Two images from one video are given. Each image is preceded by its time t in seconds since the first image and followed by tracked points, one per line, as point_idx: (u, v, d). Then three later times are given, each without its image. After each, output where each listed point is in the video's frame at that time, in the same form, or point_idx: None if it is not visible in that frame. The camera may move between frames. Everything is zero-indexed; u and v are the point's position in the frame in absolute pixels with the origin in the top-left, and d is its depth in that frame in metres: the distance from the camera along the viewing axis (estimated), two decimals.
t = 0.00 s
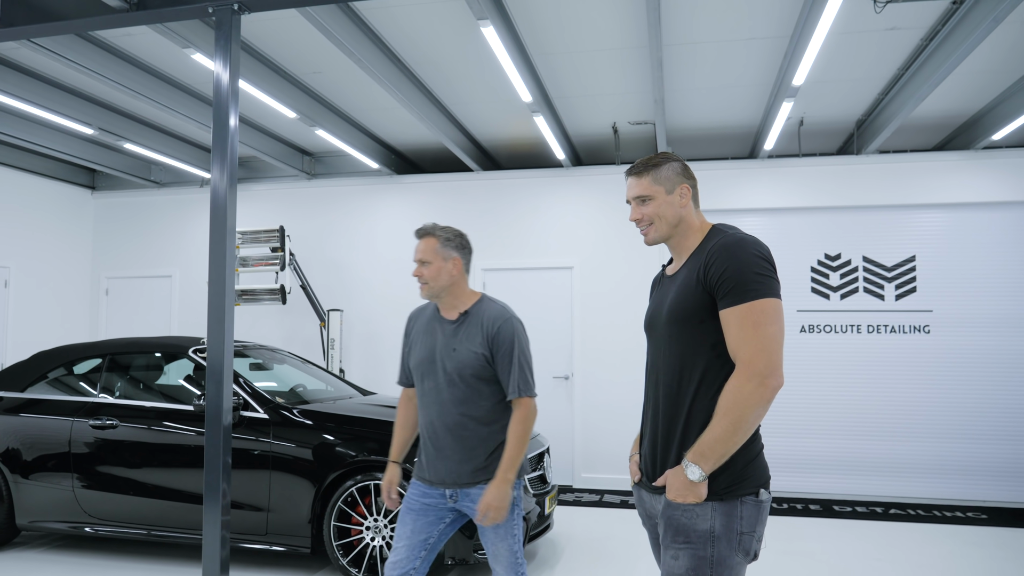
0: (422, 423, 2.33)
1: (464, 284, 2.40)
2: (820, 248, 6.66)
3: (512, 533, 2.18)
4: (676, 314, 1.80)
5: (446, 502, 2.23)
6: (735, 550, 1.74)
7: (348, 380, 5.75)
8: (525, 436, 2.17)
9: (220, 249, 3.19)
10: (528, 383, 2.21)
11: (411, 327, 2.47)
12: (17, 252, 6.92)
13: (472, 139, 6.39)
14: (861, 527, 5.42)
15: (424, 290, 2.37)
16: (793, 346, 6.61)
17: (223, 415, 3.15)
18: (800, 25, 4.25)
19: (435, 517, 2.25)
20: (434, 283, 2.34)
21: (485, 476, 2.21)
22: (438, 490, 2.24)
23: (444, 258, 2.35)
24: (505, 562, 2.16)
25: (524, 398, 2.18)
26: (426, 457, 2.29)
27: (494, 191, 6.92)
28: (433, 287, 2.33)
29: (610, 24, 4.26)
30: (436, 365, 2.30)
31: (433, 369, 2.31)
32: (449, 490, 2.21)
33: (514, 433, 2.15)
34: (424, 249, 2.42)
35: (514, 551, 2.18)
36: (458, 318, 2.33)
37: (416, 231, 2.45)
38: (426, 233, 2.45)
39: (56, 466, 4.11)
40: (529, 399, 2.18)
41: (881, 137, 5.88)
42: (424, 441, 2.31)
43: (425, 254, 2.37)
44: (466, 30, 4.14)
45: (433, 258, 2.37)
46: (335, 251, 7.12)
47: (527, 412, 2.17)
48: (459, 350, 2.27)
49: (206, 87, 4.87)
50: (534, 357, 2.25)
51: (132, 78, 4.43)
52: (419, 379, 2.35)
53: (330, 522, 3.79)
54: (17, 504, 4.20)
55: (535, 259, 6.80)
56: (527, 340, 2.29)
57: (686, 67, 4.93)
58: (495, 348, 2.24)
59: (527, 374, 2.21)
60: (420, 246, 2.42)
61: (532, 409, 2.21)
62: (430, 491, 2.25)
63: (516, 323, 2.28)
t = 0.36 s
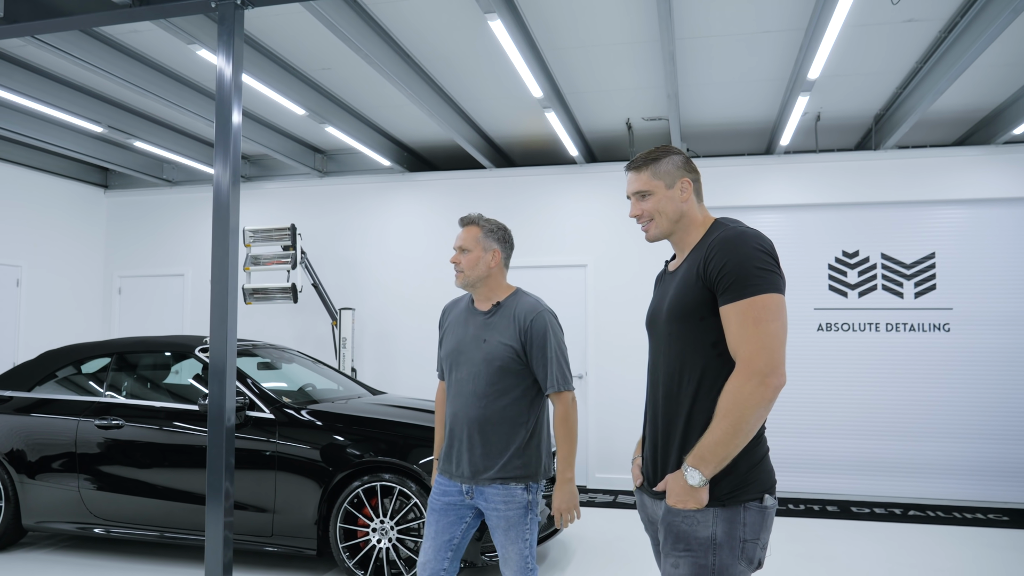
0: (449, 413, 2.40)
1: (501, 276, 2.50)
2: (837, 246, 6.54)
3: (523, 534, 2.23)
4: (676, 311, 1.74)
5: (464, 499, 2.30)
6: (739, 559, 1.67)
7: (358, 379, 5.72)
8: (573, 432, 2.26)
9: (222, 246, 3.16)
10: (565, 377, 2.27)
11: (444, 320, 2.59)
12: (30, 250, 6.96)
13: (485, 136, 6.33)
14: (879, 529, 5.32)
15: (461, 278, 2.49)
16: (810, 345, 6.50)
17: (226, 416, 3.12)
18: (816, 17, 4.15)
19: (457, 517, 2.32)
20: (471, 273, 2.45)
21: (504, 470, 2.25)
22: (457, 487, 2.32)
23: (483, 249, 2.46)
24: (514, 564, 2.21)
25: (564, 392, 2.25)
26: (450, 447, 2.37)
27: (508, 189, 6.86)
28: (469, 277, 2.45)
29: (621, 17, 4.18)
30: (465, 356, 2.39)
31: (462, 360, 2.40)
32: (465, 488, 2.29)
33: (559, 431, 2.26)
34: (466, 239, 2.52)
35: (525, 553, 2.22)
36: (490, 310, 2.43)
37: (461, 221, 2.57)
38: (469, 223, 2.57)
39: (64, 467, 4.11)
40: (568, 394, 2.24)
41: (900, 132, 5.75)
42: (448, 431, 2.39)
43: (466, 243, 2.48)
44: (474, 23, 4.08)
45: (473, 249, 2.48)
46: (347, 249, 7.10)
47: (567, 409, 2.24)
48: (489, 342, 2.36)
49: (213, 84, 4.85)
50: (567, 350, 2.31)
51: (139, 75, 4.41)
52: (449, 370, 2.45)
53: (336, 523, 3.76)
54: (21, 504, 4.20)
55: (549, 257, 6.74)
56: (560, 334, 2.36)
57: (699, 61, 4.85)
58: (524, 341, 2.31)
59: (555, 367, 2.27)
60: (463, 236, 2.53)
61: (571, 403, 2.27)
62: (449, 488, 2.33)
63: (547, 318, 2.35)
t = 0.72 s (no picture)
0: (457, 406, 2.40)
1: (514, 272, 2.48)
2: (849, 244, 6.47)
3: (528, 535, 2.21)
4: (667, 307, 1.71)
5: (472, 499, 2.29)
6: (730, 560, 1.64)
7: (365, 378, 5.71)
8: (560, 435, 2.14)
9: (223, 245, 3.15)
10: (567, 376, 2.19)
11: (455, 314, 2.59)
12: (41, 250, 7.02)
13: (494, 135, 6.32)
14: (890, 529, 5.25)
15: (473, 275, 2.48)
16: (822, 344, 6.43)
17: (227, 415, 3.12)
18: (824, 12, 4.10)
19: (466, 517, 2.30)
20: (482, 269, 2.44)
21: (507, 467, 2.23)
22: (463, 486, 2.31)
23: (495, 244, 2.44)
24: (518, 564, 2.20)
25: (563, 393, 2.17)
26: (456, 441, 2.36)
27: (518, 187, 6.84)
28: (481, 273, 2.43)
29: (627, 14, 4.15)
30: (475, 349, 2.38)
31: (472, 354, 2.39)
32: (471, 486, 2.28)
33: (547, 429, 2.15)
34: (477, 236, 2.51)
35: (528, 553, 2.20)
36: (504, 305, 2.41)
37: (473, 217, 2.55)
38: (481, 219, 2.55)
39: (71, 466, 4.13)
40: (567, 394, 2.16)
41: (912, 128, 5.67)
42: (456, 425, 2.38)
43: (477, 240, 2.47)
44: (478, 20, 4.07)
45: (484, 245, 2.46)
46: (356, 249, 7.11)
47: (562, 408, 2.16)
48: (498, 336, 2.34)
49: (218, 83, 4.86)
50: (575, 349, 2.26)
51: (145, 75, 4.43)
52: (459, 363, 2.44)
53: (339, 524, 3.75)
54: (29, 503, 4.23)
55: (558, 256, 6.71)
56: (570, 333, 2.32)
57: (708, 58, 4.81)
58: (533, 336, 2.28)
59: (563, 364, 2.22)
60: (474, 232, 2.52)
61: (571, 405, 2.19)
62: (456, 487, 2.32)
63: (558, 314, 2.32)
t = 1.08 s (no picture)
0: (459, 402, 2.40)
1: (519, 271, 2.48)
2: (858, 242, 6.43)
3: (528, 533, 2.21)
4: (659, 304, 1.71)
5: (473, 496, 2.29)
6: (721, 558, 1.63)
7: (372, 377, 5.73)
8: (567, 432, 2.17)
9: (226, 245, 3.17)
10: (570, 375, 2.20)
11: (460, 310, 2.60)
12: (52, 250, 7.09)
13: (501, 135, 6.33)
14: (898, 529, 5.21)
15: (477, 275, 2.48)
16: (831, 343, 6.39)
17: (230, 415, 3.14)
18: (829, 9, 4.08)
19: (466, 515, 2.31)
20: (486, 269, 2.44)
21: (505, 465, 2.23)
22: (464, 483, 2.31)
23: (498, 244, 2.45)
24: (518, 563, 2.18)
25: (564, 390, 2.18)
26: (458, 437, 2.37)
27: (526, 187, 6.84)
28: (485, 273, 2.44)
29: (630, 12, 4.15)
30: (477, 346, 2.39)
31: (474, 350, 2.40)
32: (472, 484, 2.28)
33: (553, 431, 2.17)
34: (481, 236, 2.52)
35: (528, 552, 2.20)
36: (510, 301, 2.42)
37: (477, 218, 2.57)
38: (486, 219, 2.56)
39: (80, 465, 4.16)
40: (568, 392, 2.18)
41: (921, 126, 5.63)
42: (458, 421, 2.39)
43: (481, 240, 2.48)
44: (480, 20, 4.08)
45: (488, 245, 2.47)
46: (364, 249, 7.14)
47: (565, 406, 2.17)
48: (501, 333, 2.35)
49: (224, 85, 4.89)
50: (578, 348, 2.26)
51: (151, 76, 4.47)
52: (462, 359, 2.45)
53: (343, 522, 3.77)
54: (37, 501, 4.27)
55: (564, 256, 6.70)
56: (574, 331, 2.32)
57: (713, 56, 4.80)
58: (536, 333, 2.28)
59: (566, 361, 2.22)
60: (479, 233, 2.53)
61: (573, 402, 2.20)
62: (458, 485, 2.32)
63: (562, 312, 2.31)
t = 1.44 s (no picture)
0: (460, 400, 2.41)
1: (520, 269, 2.50)
2: (867, 241, 6.40)
3: (529, 529, 2.22)
4: (655, 300, 1.72)
5: (475, 493, 2.31)
6: (714, 552, 1.64)
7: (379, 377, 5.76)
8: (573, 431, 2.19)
9: (232, 243, 3.21)
10: (575, 372, 2.22)
11: (462, 308, 2.61)
12: (65, 251, 7.17)
13: (508, 135, 6.35)
14: (906, 529, 5.19)
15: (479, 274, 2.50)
16: (840, 343, 6.37)
17: (236, 413, 3.17)
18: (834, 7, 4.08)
19: (467, 512, 2.32)
20: (489, 268, 2.46)
21: (506, 461, 2.25)
22: (466, 479, 2.32)
23: (499, 243, 2.47)
24: (519, 559, 2.19)
25: (570, 389, 2.19)
26: (459, 434, 2.38)
27: (533, 187, 6.86)
28: (487, 272, 2.46)
29: (635, 12, 4.16)
30: (479, 343, 2.40)
31: (476, 347, 2.41)
32: (474, 480, 2.29)
33: (559, 428, 2.20)
34: (483, 236, 2.53)
35: (529, 548, 2.21)
36: (511, 299, 2.43)
37: (478, 217, 2.59)
38: (487, 219, 2.58)
39: (90, 463, 4.21)
40: (575, 390, 2.19)
41: (929, 124, 5.60)
42: (459, 418, 2.40)
43: (482, 240, 2.50)
44: (484, 20, 4.10)
45: (490, 244, 2.49)
46: (373, 249, 7.17)
47: (572, 404, 2.19)
48: (504, 330, 2.36)
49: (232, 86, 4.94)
50: (581, 346, 2.28)
51: (159, 77, 4.51)
52: (464, 356, 2.46)
53: (350, 520, 3.80)
54: (48, 499, 4.32)
55: (572, 256, 6.72)
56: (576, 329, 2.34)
57: (719, 56, 4.80)
58: (539, 331, 2.30)
59: (569, 359, 2.24)
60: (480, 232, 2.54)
61: (580, 400, 2.21)
62: (459, 482, 2.34)
63: (565, 310, 2.34)
